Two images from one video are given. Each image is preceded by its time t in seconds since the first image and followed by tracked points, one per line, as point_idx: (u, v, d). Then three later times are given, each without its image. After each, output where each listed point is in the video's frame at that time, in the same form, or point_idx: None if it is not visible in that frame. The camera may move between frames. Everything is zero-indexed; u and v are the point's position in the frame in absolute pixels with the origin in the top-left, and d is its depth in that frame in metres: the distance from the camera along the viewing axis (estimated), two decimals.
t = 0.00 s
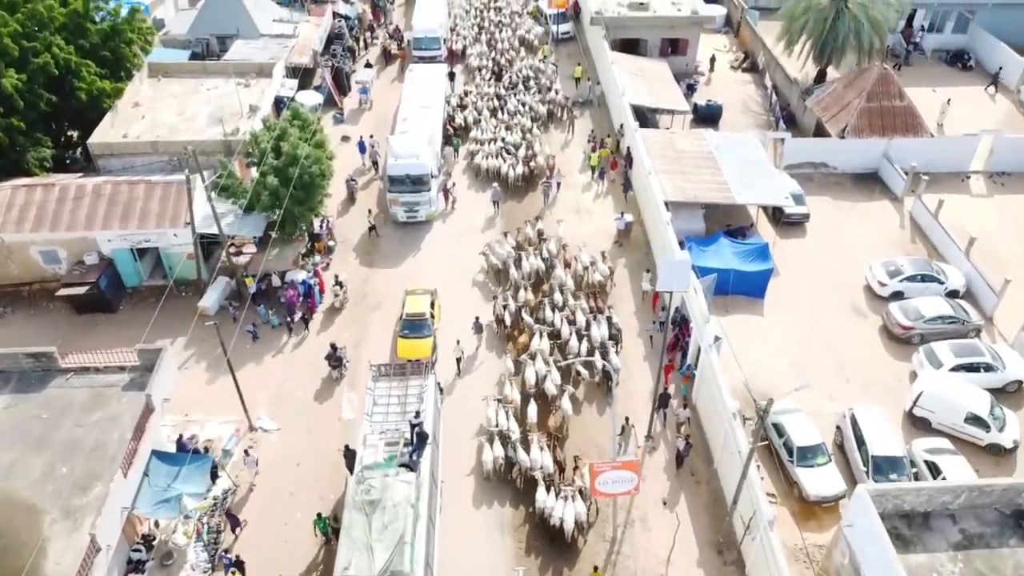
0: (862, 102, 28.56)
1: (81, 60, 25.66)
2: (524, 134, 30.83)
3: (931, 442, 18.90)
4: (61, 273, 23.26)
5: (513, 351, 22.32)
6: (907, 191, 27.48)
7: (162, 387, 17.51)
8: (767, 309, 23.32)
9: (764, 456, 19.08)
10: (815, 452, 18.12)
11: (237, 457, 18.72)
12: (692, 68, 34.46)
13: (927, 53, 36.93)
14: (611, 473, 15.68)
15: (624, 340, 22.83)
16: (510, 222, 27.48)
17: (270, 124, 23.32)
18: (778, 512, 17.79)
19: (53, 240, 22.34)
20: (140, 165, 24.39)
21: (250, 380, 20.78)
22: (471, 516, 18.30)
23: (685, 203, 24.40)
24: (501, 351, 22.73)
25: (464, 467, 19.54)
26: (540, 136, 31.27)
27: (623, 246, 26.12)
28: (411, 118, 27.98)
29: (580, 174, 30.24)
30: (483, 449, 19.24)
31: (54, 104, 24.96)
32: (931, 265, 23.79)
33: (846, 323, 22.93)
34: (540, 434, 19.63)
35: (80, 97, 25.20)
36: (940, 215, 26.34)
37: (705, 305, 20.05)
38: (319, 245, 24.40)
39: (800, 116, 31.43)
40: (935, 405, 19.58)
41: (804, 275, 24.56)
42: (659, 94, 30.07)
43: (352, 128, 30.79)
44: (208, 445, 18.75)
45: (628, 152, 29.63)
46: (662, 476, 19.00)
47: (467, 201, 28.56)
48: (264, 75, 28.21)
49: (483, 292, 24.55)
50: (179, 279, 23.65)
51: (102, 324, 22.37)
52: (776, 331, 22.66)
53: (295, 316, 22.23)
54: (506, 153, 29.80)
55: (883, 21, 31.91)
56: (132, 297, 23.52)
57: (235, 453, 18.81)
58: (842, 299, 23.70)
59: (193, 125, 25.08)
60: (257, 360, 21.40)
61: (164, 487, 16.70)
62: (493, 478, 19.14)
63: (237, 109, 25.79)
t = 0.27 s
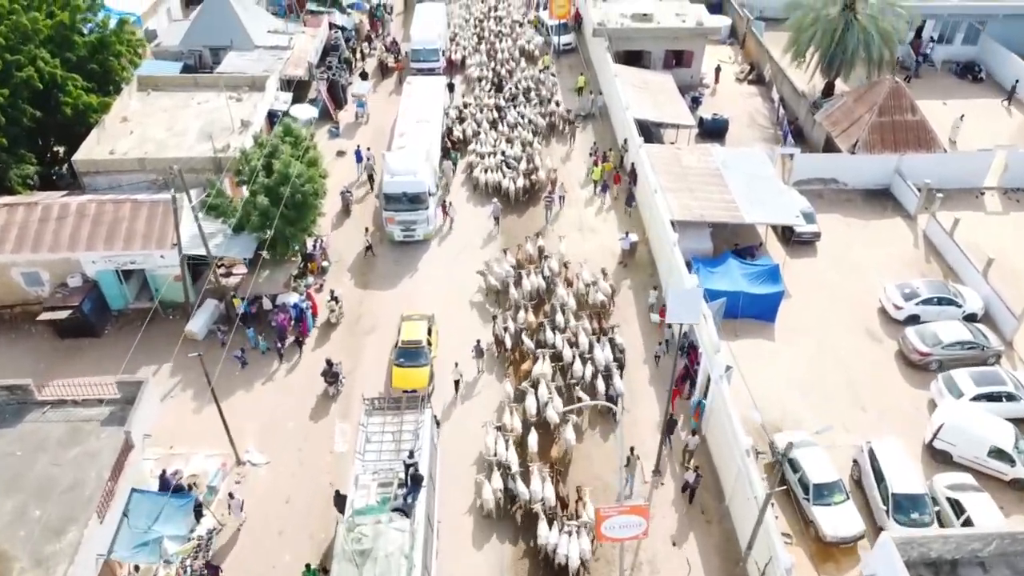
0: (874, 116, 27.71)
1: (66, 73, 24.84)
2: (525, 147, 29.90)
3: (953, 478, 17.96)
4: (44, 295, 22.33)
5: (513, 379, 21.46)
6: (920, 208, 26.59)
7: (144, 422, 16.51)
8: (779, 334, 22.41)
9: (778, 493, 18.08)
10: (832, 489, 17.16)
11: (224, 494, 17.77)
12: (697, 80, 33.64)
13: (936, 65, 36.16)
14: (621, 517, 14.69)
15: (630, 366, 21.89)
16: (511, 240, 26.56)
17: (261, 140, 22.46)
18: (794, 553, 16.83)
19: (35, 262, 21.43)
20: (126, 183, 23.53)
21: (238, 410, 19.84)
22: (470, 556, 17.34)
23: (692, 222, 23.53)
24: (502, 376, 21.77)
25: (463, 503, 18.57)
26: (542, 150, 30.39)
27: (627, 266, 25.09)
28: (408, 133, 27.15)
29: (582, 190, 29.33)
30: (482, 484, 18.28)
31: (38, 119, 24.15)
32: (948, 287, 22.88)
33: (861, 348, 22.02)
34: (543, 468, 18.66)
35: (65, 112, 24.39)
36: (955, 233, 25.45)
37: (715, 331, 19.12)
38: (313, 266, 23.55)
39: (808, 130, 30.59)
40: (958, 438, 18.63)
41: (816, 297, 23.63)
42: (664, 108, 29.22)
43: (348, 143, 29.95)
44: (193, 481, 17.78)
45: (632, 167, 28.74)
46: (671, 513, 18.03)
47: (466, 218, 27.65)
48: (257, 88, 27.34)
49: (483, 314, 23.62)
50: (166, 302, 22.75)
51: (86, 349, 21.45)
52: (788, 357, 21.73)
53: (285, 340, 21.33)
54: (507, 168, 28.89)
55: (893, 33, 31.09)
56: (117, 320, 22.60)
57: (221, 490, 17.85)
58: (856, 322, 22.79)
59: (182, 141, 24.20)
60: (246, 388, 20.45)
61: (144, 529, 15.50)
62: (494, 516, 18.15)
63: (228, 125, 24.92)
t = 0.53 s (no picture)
0: (887, 136, 26.71)
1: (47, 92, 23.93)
2: (526, 165, 28.86)
3: (983, 525, 16.84)
4: (22, 325, 21.28)
5: (514, 414, 20.39)
6: (937, 231, 25.57)
7: (120, 470, 15.36)
8: (793, 366, 21.37)
9: (795, 541, 16.96)
10: (852, 539, 16.07)
11: (206, 543, 16.69)
12: (703, 96, 32.71)
13: (948, 79, 35.20)
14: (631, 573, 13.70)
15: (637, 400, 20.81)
16: (511, 264, 25.50)
17: (249, 163, 21.48)
18: None
19: (12, 290, 20.40)
20: (110, 208, 22.54)
21: (224, 450, 18.76)
22: None
23: (700, 248, 22.53)
24: (503, 408, 20.65)
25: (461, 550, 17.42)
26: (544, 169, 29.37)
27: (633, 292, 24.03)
28: (405, 152, 26.22)
29: (585, 209, 28.30)
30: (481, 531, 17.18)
31: (18, 139, 23.27)
32: (969, 315, 21.81)
33: (879, 382, 20.98)
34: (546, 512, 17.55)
35: (45, 132, 23.51)
36: (974, 258, 24.44)
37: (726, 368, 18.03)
38: (305, 295, 22.60)
39: (819, 148, 29.64)
40: (986, 481, 17.52)
41: (829, 326, 22.66)
42: (670, 126, 28.27)
43: (344, 162, 29.03)
44: (174, 529, 16.67)
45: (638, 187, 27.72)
46: (683, 562, 16.90)
47: (465, 240, 26.60)
48: (248, 106, 26.39)
49: (483, 343, 22.57)
50: (150, 333, 21.75)
51: (64, 383, 20.43)
52: (803, 391, 20.65)
53: (273, 373, 20.30)
54: (508, 188, 27.83)
55: (906, 47, 30.11)
56: (98, 352, 21.56)
57: (204, 538, 16.74)
58: (873, 353, 21.78)
59: (169, 162, 23.23)
60: (232, 426, 19.37)
61: None
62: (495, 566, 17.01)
63: (216, 146, 23.95)
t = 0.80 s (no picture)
0: (901, 156, 25.75)
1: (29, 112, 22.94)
2: (528, 184, 27.83)
3: None
4: None
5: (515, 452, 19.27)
6: (953, 256, 24.58)
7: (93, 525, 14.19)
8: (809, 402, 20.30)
9: None
10: None
11: None
12: (709, 113, 31.77)
13: (960, 95, 34.28)
14: None
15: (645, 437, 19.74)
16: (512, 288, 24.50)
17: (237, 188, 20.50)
18: None
19: None
20: (92, 233, 21.54)
21: (207, 494, 17.66)
22: None
23: (709, 276, 21.53)
24: (503, 445, 19.62)
25: None
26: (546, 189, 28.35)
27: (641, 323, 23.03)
28: (402, 173, 25.27)
29: (589, 231, 27.28)
30: None
31: None
32: (992, 348, 20.77)
33: (899, 419, 19.93)
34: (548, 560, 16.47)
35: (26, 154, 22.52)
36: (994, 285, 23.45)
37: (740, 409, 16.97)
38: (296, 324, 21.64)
39: (830, 168, 28.69)
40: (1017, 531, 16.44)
41: (845, 357, 21.62)
42: (676, 145, 27.29)
43: (338, 183, 28.10)
44: None
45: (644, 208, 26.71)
46: None
47: (464, 264, 25.58)
48: (239, 126, 25.44)
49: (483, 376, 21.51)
50: (132, 365, 20.71)
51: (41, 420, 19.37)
52: (820, 429, 19.61)
53: (261, 409, 19.28)
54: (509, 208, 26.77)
55: (918, 63, 29.18)
56: (77, 385, 20.49)
57: None
58: (891, 387, 20.74)
59: (155, 186, 22.26)
60: (217, 467, 18.28)
61: None
62: None
63: (205, 168, 22.99)
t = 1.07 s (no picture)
0: (917, 178, 24.79)
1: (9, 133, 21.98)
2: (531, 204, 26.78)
3: None
4: None
5: (517, 490, 18.11)
6: (972, 282, 23.57)
7: None
8: (827, 441, 19.25)
9: None
10: None
11: None
12: (715, 131, 30.83)
13: (973, 112, 33.32)
14: None
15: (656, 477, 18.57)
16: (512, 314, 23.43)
17: (224, 216, 19.57)
18: None
19: None
20: (72, 261, 20.55)
21: (188, 542, 16.59)
22: None
23: (718, 306, 20.53)
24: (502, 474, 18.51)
25: None
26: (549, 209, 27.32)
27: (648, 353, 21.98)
28: (398, 196, 24.34)
29: (593, 253, 26.19)
30: None
31: None
32: (1018, 382, 19.73)
33: (922, 458, 18.86)
34: None
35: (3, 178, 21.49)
36: (1016, 313, 22.42)
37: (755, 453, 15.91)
38: (286, 357, 20.64)
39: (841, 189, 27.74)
40: None
41: (863, 391, 20.57)
42: (683, 165, 26.30)
43: (333, 205, 27.12)
44: None
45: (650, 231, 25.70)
46: None
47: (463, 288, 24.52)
48: (229, 146, 24.48)
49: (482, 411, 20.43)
50: (113, 401, 19.67)
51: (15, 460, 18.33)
52: (839, 469, 18.53)
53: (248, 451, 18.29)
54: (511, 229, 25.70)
55: (933, 80, 28.23)
56: (55, 422, 19.46)
57: None
58: (912, 424, 19.69)
59: (139, 210, 21.27)
60: (199, 513, 17.22)
61: None
62: None
63: (192, 191, 22.00)
